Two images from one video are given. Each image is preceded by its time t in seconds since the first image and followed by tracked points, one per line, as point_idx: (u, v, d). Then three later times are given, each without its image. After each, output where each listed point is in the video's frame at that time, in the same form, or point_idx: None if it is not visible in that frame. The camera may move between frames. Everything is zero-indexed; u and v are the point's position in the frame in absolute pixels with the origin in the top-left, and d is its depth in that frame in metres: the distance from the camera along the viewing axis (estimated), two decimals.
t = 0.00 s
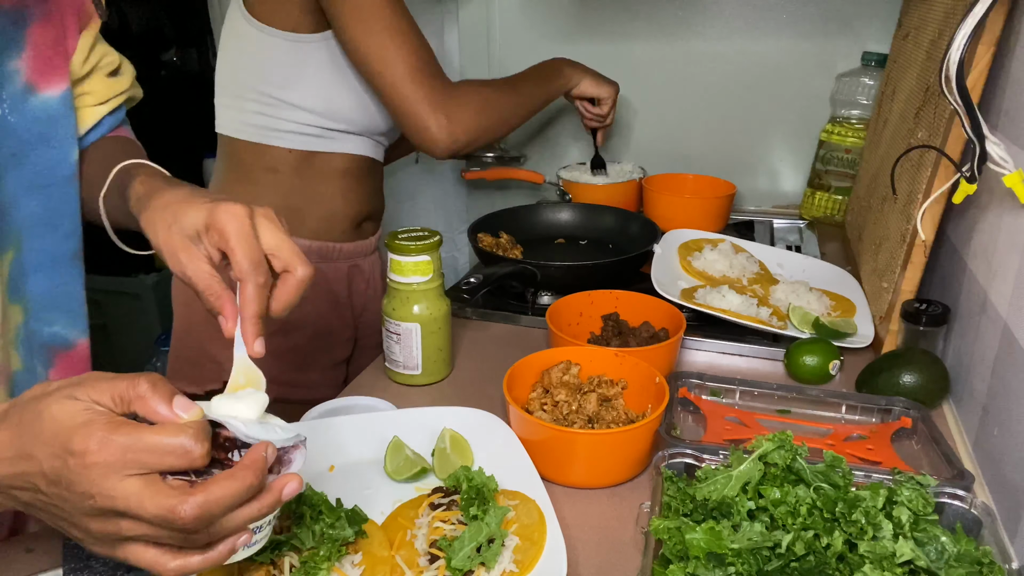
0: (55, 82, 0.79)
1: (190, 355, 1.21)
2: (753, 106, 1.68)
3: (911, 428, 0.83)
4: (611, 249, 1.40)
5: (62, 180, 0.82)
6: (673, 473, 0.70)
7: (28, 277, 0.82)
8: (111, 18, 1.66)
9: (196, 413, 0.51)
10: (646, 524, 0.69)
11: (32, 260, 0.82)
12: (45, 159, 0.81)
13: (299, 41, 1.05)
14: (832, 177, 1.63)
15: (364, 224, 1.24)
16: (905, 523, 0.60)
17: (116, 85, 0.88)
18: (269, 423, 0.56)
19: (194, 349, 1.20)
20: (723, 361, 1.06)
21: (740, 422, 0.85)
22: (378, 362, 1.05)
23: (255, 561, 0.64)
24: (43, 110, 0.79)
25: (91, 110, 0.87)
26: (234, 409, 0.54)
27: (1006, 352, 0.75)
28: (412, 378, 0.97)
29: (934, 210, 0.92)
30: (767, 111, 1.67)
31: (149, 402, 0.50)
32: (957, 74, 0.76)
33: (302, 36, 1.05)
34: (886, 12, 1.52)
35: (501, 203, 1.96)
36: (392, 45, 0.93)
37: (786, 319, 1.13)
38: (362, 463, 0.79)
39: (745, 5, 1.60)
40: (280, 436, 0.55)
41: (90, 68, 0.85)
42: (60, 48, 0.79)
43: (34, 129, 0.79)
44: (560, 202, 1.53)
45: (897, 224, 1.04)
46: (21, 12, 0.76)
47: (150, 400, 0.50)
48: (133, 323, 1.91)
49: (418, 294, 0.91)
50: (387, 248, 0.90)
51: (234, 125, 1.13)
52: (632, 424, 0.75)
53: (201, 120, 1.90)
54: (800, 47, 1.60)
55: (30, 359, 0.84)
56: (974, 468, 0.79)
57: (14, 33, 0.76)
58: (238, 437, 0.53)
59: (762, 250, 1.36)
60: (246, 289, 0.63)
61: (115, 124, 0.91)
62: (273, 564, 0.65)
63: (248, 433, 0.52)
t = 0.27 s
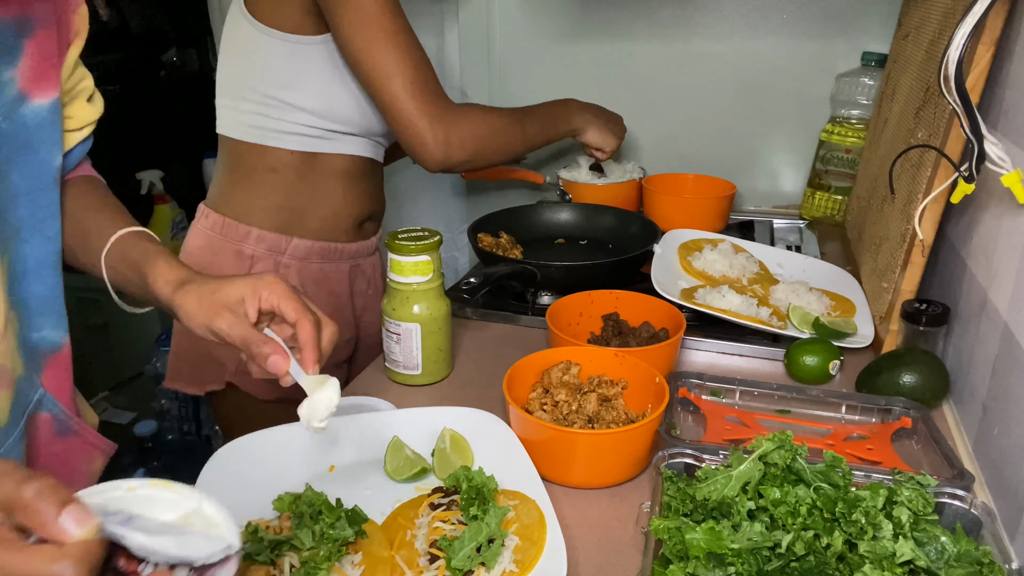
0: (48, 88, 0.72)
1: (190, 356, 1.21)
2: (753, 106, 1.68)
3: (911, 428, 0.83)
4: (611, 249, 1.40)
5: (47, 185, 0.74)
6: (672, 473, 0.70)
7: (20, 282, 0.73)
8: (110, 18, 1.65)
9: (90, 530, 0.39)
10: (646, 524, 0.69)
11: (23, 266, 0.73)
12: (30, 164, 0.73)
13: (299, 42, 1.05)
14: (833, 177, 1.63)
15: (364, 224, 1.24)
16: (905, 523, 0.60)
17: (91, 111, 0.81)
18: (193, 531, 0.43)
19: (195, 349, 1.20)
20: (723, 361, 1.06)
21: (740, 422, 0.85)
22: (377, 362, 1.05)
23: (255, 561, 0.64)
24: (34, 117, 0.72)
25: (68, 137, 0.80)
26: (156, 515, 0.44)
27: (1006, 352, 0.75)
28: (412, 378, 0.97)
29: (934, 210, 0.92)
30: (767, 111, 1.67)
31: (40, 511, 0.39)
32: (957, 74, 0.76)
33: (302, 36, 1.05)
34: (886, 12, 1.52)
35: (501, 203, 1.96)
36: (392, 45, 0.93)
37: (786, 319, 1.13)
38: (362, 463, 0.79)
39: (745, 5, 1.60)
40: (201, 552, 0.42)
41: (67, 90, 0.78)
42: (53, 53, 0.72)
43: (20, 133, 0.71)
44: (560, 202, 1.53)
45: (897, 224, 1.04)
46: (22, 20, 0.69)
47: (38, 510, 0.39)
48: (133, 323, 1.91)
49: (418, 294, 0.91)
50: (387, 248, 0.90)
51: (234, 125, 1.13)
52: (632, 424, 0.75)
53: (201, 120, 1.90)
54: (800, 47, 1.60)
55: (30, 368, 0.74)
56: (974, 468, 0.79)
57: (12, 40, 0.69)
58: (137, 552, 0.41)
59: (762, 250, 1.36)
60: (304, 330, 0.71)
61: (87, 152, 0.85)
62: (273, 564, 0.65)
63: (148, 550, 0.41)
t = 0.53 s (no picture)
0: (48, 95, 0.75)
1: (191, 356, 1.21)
2: (753, 106, 1.68)
3: (912, 428, 0.83)
4: (611, 249, 1.40)
5: (51, 195, 0.78)
6: (672, 473, 0.70)
7: (19, 289, 0.79)
8: (110, 17, 1.65)
9: None
10: (646, 524, 0.69)
11: (22, 274, 0.79)
12: (33, 174, 0.76)
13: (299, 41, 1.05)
14: (833, 177, 1.63)
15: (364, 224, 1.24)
16: (905, 523, 0.60)
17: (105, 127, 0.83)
18: None
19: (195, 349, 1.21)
20: (723, 361, 1.06)
21: (740, 422, 0.85)
22: (377, 362, 1.05)
23: (255, 561, 0.64)
24: (35, 125, 0.75)
25: (80, 153, 0.82)
26: None
27: (1006, 352, 0.75)
28: (412, 378, 0.97)
29: (934, 210, 0.92)
30: (768, 111, 1.67)
31: None
32: (957, 74, 0.76)
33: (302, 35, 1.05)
34: (886, 12, 1.52)
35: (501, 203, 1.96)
36: (392, 45, 0.93)
37: (786, 319, 1.13)
38: (362, 463, 0.79)
39: (745, 5, 1.60)
40: None
41: (81, 102, 0.81)
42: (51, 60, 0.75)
43: (24, 141, 0.75)
44: (560, 202, 1.53)
45: (897, 224, 1.04)
46: (16, 29, 0.73)
47: None
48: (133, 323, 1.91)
49: (418, 294, 0.91)
50: (386, 248, 0.90)
51: (236, 125, 1.13)
52: (632, 424, 0.75)
53: (201, 120, 1.90)
54: (799, 47, 1.60)
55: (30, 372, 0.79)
56: (974, 468, 0.79)
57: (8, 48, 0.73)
58: None
59: (762, 250, 1.36)
60: (315, 427, 0.65)
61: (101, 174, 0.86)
62: (273, 564, 0.65)
63: None
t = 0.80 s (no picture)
0: (47, 91, 0.76)
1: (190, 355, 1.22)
2: (753, 106, 1.68)
3: (911, 428, 0.83)
4: (611, 249, 1.40)
5: (49, 192, 0.78)
6: (672, 473, 0.70)
7: (16, 289, 0.79)
8: (110, 18, 1.65)
9: None
10: (646, 525, 0.69)
11: (21, 273, 0.79)
12: (31, 170, 0.77)
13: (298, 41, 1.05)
14: (833, 177, 1.63)
15: (364, 225, 1.24)
16: (905, 523, 0.60)
17: (106, 118, 0.84)
18: None
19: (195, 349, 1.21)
20: (722, 361, 1.06)
21: (739, 422, 0.85)
22: (377, 362, 1.05)
23: (255, 561, 0.64)
24: (33, 121, 0.75)
25: (81, 144, 0.83)
26: None
27: (1006, 352, 0.75)
28: (412, 378, 0.97)
29: (933, 210, 0.92)
30: (767, 111, 1.67)
31: None
32: (957, 73, 0.76)
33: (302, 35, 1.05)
34: (886, 12, 1.52)
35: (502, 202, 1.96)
36: (392, 46, 0.93)
37: (786, 319, 1.13)
38: (362, 463, 0.79)
39: (745, 5, 1.60)
40: None
41: (81, 97, 0.82)
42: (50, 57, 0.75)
43: (22, 138, 0.75)
44: (560, 202, 1.53)
45: (897, 223, 1.04)
46: (10, 26, 0.72)
47: None
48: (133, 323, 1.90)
49: (417, 294, 0.91)
50: (386, 248, 0.90)
51: (237, 125, 1.13)
52: (632, 424, 0.75)
53: (200, 120, 1.90)
54: (799, 47, 1.60)
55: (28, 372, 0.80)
56: (974, 468, 0.79)
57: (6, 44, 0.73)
58: None
59: (762, 250, 1.36)
60: (307, 356, 0.69)
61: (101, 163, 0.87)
62: (273, 564, 0.65)
63: None
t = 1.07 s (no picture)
0: (58, 82, 0.69)
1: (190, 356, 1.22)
2: (753, 106, 1.68)
3: (911, 428, 0.83)
4: (611, 249, 1.40)
5: (60, 189, 0.72)
6: (672, 473, 0.70)
7: (21, 281, 0.72)
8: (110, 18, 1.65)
9: (31, 522, 0.42)
10: (646, 524, 0.69)
11: (27, 263, 0.72)
12: (41, 165, 0.70)
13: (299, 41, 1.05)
14: (833, 177, 1.62)
15: (365, 225, 1.24)
16: (905, 523, 0.60)
17: (154, 90, 0.77)
18: (127, 522, 0.49)
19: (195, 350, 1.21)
20: (722, 361, 1.06)
21: (739, 422, 0.85)
22: (377, 362, 1.05)
23: (255, 561, 0.64)
24: (41, 115, 0.69)
25: (124, 119, 0.76)
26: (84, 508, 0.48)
27: (1006, 352, 0.75)
28: (412, 378, 0.97)
29: (934, 210, 0.91)
30: (767, 111, 1.67)
31: None
32: (957, 73, 0.76)
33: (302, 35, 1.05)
34: (886, 12, 1.52)
35: (501, 203, 1.96)
36: (393, 46, 0.93)
37: (786, 319, 1.13)
38: (362, 463, 0.79)
39: (745, 5, 1.60)
40: (136, 539, 0.48)
41: (118, 73, 0.75)
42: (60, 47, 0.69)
43: (30, 135, 0.69)
44: (560, 202, 1.53)
45: (897, 223, 1.04)
46: (17, 13, 0.66)
47: None
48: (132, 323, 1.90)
49: (417, 294, 0.91)
50: (386, 248, 0.90)
51: (240, 125, 1.13)
52: (632, 424, 0.75)
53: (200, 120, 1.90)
54: (800, 47, 1.60)
55: (25, 363, 0.72)
56: (974, 468, 0.79)
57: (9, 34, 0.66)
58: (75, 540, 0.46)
59: (761, 250, 1.36)
60: (248, 355, 0.56)
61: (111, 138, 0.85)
62: (273, 564, 0.65)
63: (88, 540, 0.46)
